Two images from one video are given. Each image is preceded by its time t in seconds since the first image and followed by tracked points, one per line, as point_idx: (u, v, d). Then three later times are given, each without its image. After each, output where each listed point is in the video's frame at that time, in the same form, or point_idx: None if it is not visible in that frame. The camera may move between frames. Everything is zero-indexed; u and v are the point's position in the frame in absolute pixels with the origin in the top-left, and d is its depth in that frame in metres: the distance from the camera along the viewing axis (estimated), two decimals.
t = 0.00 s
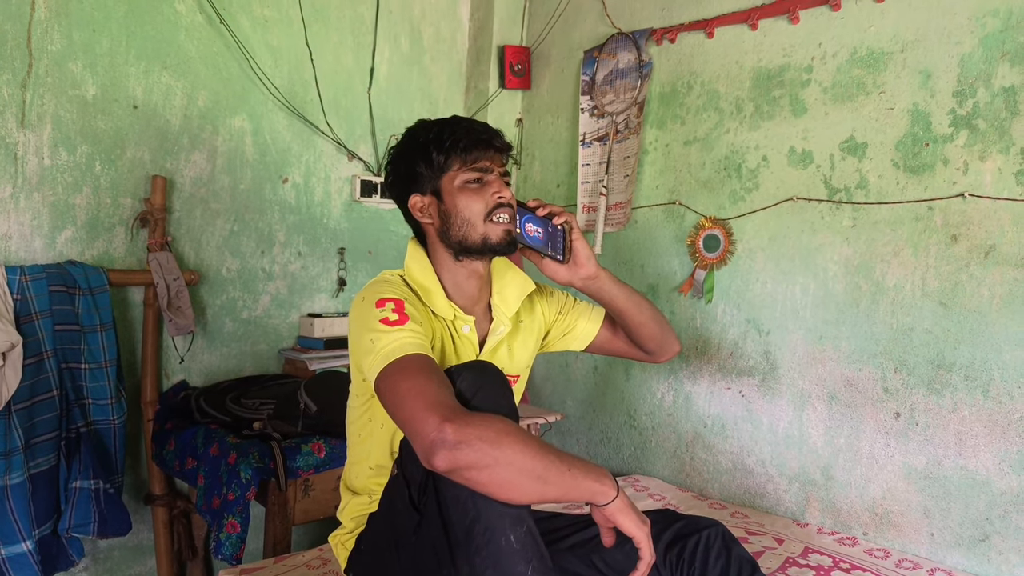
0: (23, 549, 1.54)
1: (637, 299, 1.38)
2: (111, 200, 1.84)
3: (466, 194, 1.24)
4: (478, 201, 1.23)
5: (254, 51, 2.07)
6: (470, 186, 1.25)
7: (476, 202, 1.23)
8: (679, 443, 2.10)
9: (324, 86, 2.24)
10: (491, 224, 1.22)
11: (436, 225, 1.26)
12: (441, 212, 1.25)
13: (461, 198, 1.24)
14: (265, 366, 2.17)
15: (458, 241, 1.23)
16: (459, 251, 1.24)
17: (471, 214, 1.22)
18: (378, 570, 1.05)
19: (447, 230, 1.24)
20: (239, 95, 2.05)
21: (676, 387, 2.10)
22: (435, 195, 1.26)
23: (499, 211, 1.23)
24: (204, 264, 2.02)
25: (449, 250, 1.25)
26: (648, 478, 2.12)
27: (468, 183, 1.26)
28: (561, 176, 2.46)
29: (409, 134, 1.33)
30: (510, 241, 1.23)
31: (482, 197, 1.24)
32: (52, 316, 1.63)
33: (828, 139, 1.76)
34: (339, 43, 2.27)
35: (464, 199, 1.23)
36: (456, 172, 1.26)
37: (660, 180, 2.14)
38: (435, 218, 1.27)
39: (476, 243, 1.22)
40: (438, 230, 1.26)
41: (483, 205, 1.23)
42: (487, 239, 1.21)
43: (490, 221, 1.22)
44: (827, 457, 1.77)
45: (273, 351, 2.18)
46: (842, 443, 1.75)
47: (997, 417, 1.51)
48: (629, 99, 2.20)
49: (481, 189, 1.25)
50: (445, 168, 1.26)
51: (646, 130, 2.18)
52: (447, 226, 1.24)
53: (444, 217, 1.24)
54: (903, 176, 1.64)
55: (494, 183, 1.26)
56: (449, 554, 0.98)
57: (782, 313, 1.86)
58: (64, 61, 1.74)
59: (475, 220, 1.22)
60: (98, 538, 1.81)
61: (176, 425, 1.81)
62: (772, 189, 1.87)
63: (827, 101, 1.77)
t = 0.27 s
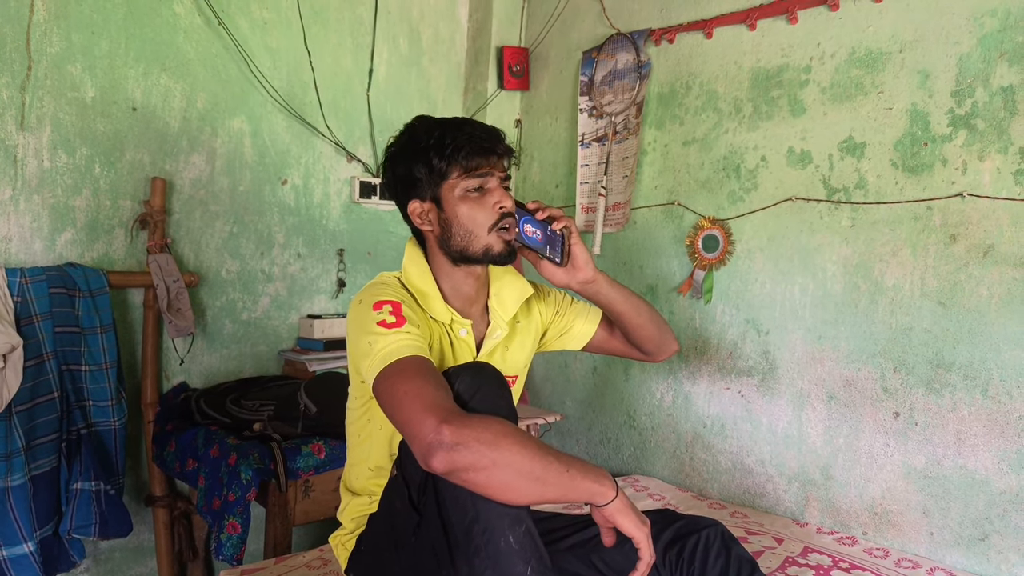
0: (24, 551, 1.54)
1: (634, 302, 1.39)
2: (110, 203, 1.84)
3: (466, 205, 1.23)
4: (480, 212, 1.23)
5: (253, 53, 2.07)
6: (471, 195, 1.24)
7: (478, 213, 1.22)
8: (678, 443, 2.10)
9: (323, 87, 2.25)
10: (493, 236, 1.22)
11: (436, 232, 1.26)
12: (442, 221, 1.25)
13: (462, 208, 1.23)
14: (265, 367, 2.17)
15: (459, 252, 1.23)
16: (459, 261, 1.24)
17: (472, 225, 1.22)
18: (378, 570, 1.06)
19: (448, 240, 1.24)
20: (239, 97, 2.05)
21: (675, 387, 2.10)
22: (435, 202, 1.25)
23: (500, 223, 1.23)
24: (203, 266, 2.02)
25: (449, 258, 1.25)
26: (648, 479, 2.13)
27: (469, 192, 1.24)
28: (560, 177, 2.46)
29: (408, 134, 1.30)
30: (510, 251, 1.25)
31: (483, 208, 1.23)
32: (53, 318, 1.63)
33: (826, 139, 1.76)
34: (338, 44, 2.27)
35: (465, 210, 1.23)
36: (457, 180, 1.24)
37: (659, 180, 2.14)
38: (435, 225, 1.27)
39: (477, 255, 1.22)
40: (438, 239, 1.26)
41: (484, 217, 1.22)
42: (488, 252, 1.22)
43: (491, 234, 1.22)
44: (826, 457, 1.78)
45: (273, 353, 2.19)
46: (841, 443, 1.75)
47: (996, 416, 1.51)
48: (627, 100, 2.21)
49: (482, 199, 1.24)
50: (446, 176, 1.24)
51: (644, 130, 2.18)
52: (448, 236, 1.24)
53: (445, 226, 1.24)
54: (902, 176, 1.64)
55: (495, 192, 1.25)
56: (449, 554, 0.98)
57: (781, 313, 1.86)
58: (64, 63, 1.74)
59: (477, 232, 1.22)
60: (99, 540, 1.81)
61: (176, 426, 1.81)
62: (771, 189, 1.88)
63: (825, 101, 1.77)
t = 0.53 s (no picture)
0: (27, 547, 1.54)
1: (632, 308, 1.39)
2: (112, 200, 1.84)
3: (474, 224, 1.19)
4: (487, 232, 1.20)
5: (255, 51, 2.07)
6: (480, 214, 1.20)
7: (485, 236, 1.19)
8: (680, 441, 2.10)
9: (325, 85, 2.25)
10: (496, 257, 1.21)
11: (440, 243, 1.23)
12: (447, 235, 1.21)
13: (469, 226, 1.19)
14: (266, 364, 2.17)
15: (461, 269, 1.22)
16: (460, 274, 1.24)
17: (477, 245, 1.20)
18: (379, 567, 1.06)
19: (451, 254, 1.22)
20: (240, 94, 2.05)
21: (677, 385, 2.10)
22: (442, 216, 1.21)
23: (505, 244, 1.21)
24: (205, 263, 2.02)
25: (450, 270, 1.24)
26: (649, 476, 2.13)
27: (478, 211, 1.20)
28: (562, 174, 2.46)
29: (421, 136, 1.21)
30: (513, 269, 1.24)
31: (490, 229, 1.20)
32: (55, 315, 1.63)
33: (829, 137, 1.76)
34: (339, 42, 2.27)
35: (472, 229, 1.19)
36: (467, 198, 1.19)
37: (661, 178, 2.14)
38: (439, 236, 1.23)
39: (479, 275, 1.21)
40: (442, 250, 1.23)
41: (490, 237, 1.20)
42: (491, 270, 1.21)
43: (496, 254, 1.21)
44: (828, 454, 1.78)
45: (274, 350, 2.19)
46: (842, 441, 1.75)
47: (998, 414, 1.51)
48: (629, 98, 2.20)
49: (491, 218, 1.20)
50: (456, 192, 1.18)
51: (646, 128, 2.18)
52: (451, 250, 1.21)
53: (449, 241, 1.21)
54: (904, 174, 1.64)
55: (505, 211, 1.21)
56: (450, 551, 0.98)
57: (782, 311, 1.86)
58: (66, 61, 1.74)
59: (481, 253, 1.20)
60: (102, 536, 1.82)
61: (178, 424, 1.82)
62: (773, 187, 1.87)
63: (827, 99, 1.76)
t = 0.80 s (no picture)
0: (27, 544, 1.54)
1: (631, 314, 1.39)
2: (111, 197, 1.84)
3: (474, 231, 1.18)
4: (485, 240, 1.19)
5: (253, 48, 2.07)
6: (481, 222, 1.18)
7: (483, 244, 1.18)
8: (679, 437, 2.10)
9: (324, 82, 2.24)
10: (493, 265, 1.21)
11: (439, 245, 1.23)
12: (446, 238, 1.20)
13: (469, 233, 1.18)
14: (266, 362, 2.17)
15: (457, 272, 1.22)
16: (457, 277, 1.24)
17: (474, 252, 1.19)
18: (379, 565, 1.06)
19: (449, 258, 1.22)
20: (239, 91, 2.05)
21: (676, 381, 2.10)
22: (443, 219, 1.19)
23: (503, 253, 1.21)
24: (204, 260, 2.02)
25: (447, 270, 1.24)
26: (649, 472, 2.13)
27: (479, 219, 1.18)
28: (561, 171, 2.46)
29: (429, 137, 1.18)
30: (510, 277, 1.24)
31: (489, 238, 1.19)
32: (55, 313, 1.63)
33: (828, 132, 1.76)
34: (338, 38, 2.27)
35: (471, 236, 1.18)
36: (469, 206, 1.17)
37: (661, 174, 2.14)
38: (439, 237, 1.23)
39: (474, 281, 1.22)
40: (440, 252, 1.23)
41: (488, 246, 1.19)
42: (486, 278, 1.22)
43: (492, 263, 1.20)
44: (827, 450, 1.78)
45: (274, 347, 2.19)
46: (842, 436, 1.75)
47: (997, 409, 1.52)
48: (628, 94, 2.20)
49: (492, 227, 1.19)
50: (457, 198, 1.16)
51: (645, 124, 2.18)
52: (449, 254, 1.21)
53: (448, 244, 1.21)
54: (904, 169, 1.64)
55: (507, 221, 1.19)
56: (450, 547, 0.99)
57: (782, 307, 1.87)
58: (64, 57, 1.74)
59: (478, 260, 1.20)
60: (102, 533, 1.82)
61: (178, 421, 1.82)
62: (773, 182, 1.87)
63: (827, 95, 1.76)
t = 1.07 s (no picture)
0: (22, 541, 1.54)
1: (627, 317, 1.40)
2: (107, 193, 1.83)
3: (470, 231, 1.17)
4: (481, 240, 1.18)
5: (249, 43, 2.06)
6: (478, 223, 1.17)
7: (479, 244, 1.17)
8: (676, 433, 2.11)
9: (320, 77, 2.24)
10: (488, 265, 1.20)
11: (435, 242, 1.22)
12: (443, 235, 1.19)
13: (465, 232, 1.17)
14: (263, 358, 2.17)
15: (452, 270, 1.21)
16: (452, 274, 1.23)
17: (469, 251, 1.18)
18: (376, 560, 1.06)
19: (444, 255, 1.21)
20: (235, 86, 2.04)
21: (673, 378, 2.11)
22: (440, 216, 1.18)
23: (498, 255, 1.19)
24: (200, 256, 2.01)
25: (443, 268, 1.23)
26: (645, 468, 2.14)
27: (476, 219, 1.17)
28: (559, 168, 2.46)
29: (431, 133, 1.17)
30: (504, 278, 1.23)
31: (485, 238, 1.18)
32: (50, 308, 1.63)
33: (825, 130, 1.76)
34: (335, 34, 2.26)
35: (467, 235, 1.17)
36: (466, 205, 1.16)
37: (658, 171, 2.14)
38: (436, 234, 1.22)
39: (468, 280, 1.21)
40: (436, 248, 1.22)
41: (483, 246, 1.18)
42: (481, 278, 1.21)
43: (487, 264, 1.19)
44: (823, 446, 1.79)
45: (271, 344, 2.19)
46: (837, 432, 1.76)
47: (992, 405, 1.52)
48: (626, 91, 2.20)
49: (488, 228, 1.17)
50: (455, 196, 1.15)
51: (643, 121, 2.18)
52: (445, 251, 1.20)
53: (444, 241, 1.20)
54: (899, 166, 1.64)
55: (503, 223, 1.18)
56: (446, 542, 0.99)
57: (778, 304, 1.87)
58: (59, 52, 1.73)
59: (473, 259, 1.19)
60: (98, 530, 1.82)
61: (174, 417, 1.81)
62: (769, 179, 1.88)
63: (824, 92, 1.77)
